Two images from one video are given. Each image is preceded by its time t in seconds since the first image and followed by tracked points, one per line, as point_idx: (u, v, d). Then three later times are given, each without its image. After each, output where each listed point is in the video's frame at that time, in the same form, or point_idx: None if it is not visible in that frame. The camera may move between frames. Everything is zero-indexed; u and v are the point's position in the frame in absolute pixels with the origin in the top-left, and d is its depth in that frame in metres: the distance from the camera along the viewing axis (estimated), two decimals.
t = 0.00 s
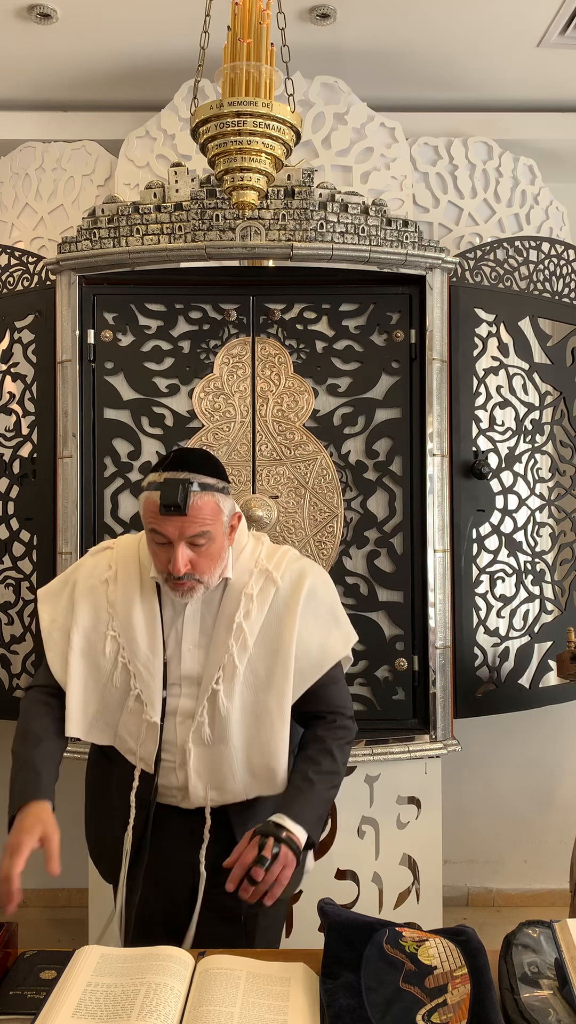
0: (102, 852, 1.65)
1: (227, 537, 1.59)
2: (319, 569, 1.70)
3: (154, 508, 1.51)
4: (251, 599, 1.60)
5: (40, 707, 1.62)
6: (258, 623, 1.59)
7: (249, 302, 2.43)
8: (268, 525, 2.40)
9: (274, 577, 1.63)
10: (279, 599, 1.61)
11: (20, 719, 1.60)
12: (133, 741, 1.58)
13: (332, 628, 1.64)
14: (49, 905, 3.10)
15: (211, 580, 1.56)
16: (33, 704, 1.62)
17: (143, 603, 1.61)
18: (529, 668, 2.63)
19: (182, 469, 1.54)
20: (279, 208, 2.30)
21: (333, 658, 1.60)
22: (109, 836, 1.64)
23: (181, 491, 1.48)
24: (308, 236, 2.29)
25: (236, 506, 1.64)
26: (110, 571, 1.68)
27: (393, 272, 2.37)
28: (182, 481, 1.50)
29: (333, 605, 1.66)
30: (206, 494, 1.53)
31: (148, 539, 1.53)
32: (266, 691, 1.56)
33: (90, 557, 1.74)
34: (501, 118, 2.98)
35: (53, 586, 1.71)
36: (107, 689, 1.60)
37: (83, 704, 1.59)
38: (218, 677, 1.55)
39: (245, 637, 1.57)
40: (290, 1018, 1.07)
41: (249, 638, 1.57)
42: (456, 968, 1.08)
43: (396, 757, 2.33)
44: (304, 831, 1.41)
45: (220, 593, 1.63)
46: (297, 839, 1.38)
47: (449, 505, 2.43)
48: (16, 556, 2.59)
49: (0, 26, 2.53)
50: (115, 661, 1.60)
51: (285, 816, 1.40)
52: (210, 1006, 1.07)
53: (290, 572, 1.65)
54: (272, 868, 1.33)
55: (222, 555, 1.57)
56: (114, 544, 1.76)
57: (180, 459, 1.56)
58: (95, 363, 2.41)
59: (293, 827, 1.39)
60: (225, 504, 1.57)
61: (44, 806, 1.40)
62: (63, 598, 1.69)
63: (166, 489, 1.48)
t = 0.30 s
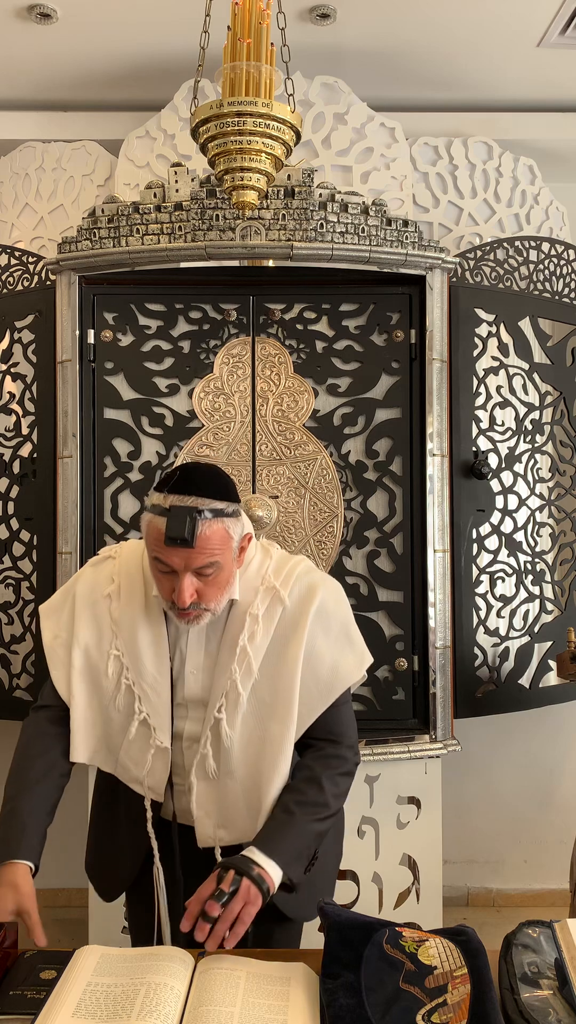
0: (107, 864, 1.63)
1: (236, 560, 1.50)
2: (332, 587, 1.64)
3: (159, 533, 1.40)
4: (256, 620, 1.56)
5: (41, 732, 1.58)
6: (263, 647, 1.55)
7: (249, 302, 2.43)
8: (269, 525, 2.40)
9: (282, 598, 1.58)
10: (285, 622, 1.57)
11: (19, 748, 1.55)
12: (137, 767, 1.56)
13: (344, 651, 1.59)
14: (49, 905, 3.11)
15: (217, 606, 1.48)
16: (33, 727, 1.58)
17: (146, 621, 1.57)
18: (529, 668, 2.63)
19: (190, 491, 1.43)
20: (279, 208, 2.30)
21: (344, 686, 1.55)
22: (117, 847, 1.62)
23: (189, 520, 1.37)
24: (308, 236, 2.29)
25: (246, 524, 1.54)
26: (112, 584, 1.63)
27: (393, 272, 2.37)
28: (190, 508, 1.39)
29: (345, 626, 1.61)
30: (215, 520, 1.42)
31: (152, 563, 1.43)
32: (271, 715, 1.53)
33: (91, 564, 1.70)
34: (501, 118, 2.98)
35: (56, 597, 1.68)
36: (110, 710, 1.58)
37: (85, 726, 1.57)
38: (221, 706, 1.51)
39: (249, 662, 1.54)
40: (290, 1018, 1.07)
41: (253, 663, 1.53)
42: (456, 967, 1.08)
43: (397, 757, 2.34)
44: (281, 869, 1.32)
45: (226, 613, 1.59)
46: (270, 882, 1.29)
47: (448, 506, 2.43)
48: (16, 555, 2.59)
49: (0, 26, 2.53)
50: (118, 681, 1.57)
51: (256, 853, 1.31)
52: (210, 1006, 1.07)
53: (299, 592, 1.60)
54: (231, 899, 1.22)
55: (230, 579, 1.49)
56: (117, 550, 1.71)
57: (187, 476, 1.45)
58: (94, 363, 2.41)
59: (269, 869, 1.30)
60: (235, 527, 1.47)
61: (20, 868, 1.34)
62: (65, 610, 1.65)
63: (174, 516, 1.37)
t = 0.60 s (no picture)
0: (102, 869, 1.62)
1: (236, 571, 1.49)
2: (336, 596, 1.63)
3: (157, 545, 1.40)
4: (256, 630, 1.56)
5: (39, 743, 1.57)
6: (262, 658, 1.55)
7: (249, 302, 2.43)
8: (269, 525, 2.40)
9: (283, 607, 1.58)
10: (286, 632, 1.58)
11: (20, 766, 1.56)
12: (132, 778, 1.55)
13: (347, 663, 1.58)
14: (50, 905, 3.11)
15: (217, 617, 1.48)
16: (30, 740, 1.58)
17: (145, 629, 1.57)
18: (530, 668, 2.63)
19: (187, 504, 1.41)
20: (279, 208, 2.30)
21: (346, 699, 1.55)
22: (112, 854, 1.61)
23: (188, 534, 1.37)
24: (308, 236, 2.29)
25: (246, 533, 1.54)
26: (111, 588, 1.63)
27: (393, 272, 2.37)
28: (188, 523, 1.38)
29: (348, 636, 1.61)
30: (215, 532, 1.42)
31: (150, 575, 1.43)
32: (270, 726, 1.53)
33: (90, 568, 1.69)
34: (502, 117, 2.98)
35: (55, 598, 1.68)
36: (104, 718, 1.57)
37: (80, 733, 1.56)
38: (220, 717, 1.52)
39: (249, 673, 1.54)
40: (290, 1018, 1.07)
41: (252, 674, 1.54)
42: (456, 967, 1.08)
43: (397, 757, 2.34)
44: (269, 891, 1.33)
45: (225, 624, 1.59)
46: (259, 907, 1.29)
47: (449, 506, 2.43)
48: (15, 556, 2.59)
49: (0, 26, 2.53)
50: (114, 687, 1.57)
51: (244, 875, 1.32)
52: (210, 1007, 1.07)
53: (300, 602, 1.60)
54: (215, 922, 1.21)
55: (229, 591, 1.48)
56: (116, 554, 1.70)
57: (185, 485, 1.44)
58: (94, 363, 2.41)
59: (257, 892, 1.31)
60: (235, 539, 1.46)
61: (31, 899, 1.38)
62: (63, 611, 1.65)
63: (172, 530, 1.37)
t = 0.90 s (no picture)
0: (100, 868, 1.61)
1: (230, 570, 1.49)
2: (334, 597, 1.63)
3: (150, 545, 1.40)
4: (251, 631, 1.56)
5: (37, 742, 1.57)
6: (257, 658, 1.55)
7: (249, 302, 2.43)
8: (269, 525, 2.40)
9: (279, 607, 1.58)
10: (281, 632, 1.57)
11: (19, 766, 1.56)
12: (124, 777, 1.55)
13: (343, 665, 1.58)
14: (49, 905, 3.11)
15: (211, 616, 1.48)
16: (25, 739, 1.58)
17: (139, 627, 1.57)
18: (530, 668, 2.63)
19: (181, 503, 1.41)
20: (279, 208, 2.30)
21: (342, 700, 1.55)
22: (104, 856, 1.61)
23: (180, 532, 1.37)
24: (308, 236, 2.29)
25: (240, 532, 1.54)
26: (106, 587, 1.62)
27: (393, 272, 2.37)
28: (181, 523, 1.38)
29: (344, 636, 1.60)
30: (209, 531, 1.41)
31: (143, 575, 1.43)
32: (264, 727, 1.53)
33: (86, 565, 1.69)
34: (502, 118, 2.98)
35: (49, 597, 1.68)
36: (96, 717, 1.56)
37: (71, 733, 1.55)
38: (214, 718, 1.52)
39: (243, 674, 1.54)
40: (290, 1018, 1.07)
41: (247, 675, 1.54)
42: (456, 967, 1.07)
43: (397, 757, 2.34)
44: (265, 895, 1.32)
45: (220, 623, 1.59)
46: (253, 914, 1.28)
47: (448, 506, 2.43)
48: (15, 556, 2.59)
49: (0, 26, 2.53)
50: (107, 685, 1.57)
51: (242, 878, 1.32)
52: (210, 1007, 1.07)
53: (295, 602, 1.60)
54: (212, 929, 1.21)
55: (224, 590, 1.48)
56: (112, 552, 1.69)
57: (178, 484, 1.43)
58: (95, 363, 2.41)
59: (253, 899, 1.30)
60: (230, 538, 1.47)
61: (30, 897, 1.40)
62: (57, 610, 1.66)
63: (165, 529, 1.37)
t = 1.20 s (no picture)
0: (100, 869, 1.59)
1: (226, 570, 1.49)
2: (332, 594, 1.63)
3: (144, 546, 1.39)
4: (250, 630, 1.56)
5: (37, 742, 1.57)
6: (256, 657, 1.55)
7: (249, 302, 2.43)
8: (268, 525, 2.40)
9: (277, 605, 1.58)
10: (279, 631, 1.58)
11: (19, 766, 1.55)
12: (124, 776, 1.54)
13: (342, 663, 1.58)
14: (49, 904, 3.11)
15: (208, 617, 1.47)
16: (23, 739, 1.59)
17: (136, 627, 1.58)
18: (530, 668, 2.63)
19: (175, 503, 1.42)
20: (279, 208, 2.30)
21: (342, 699, 1.55)
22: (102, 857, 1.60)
23: (175, 532, 1.37)
24: (308, 236, 2.29)
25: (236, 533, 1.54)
26: (102, 588, 1.62)
27: (393, 272, 2.37)
28: (176, 522, 1.38)
29: (342, 634, 1.60)
30: (203, 531, 1.42)
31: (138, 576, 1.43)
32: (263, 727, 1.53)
33: (80, 565, 1.69)
34: (502, 118, 2.98)
35: (43, 598, 1.68)
36: (95, 717, 1.57)
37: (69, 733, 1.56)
38: (213, 718, 1.52)
39: (242, 673, 1.54)
40: (290, 1018, 1.07)
41: (245, 674, 1.54)
42: (456, 967, 1.07)
43: (397, 757, 2.34)
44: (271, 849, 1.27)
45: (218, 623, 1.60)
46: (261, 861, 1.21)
47: (448, 506, 2.43)
48: (16, 555, 2.59)
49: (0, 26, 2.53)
50: (105, 686, 1.57)
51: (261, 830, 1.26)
52: (210, 1006, 1.07)
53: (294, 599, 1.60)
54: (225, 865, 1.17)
55: (220, 590, 1.48)
56: (106, 552, 1.70)
57: (172, 485, 1.44)
58: (95, 363, 2.41)
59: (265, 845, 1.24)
60: (225, 538, 1.47)
61: (29, 897, 1.41)
62: (51, 611, 1.65)
63: (159, 528, 1.37)
